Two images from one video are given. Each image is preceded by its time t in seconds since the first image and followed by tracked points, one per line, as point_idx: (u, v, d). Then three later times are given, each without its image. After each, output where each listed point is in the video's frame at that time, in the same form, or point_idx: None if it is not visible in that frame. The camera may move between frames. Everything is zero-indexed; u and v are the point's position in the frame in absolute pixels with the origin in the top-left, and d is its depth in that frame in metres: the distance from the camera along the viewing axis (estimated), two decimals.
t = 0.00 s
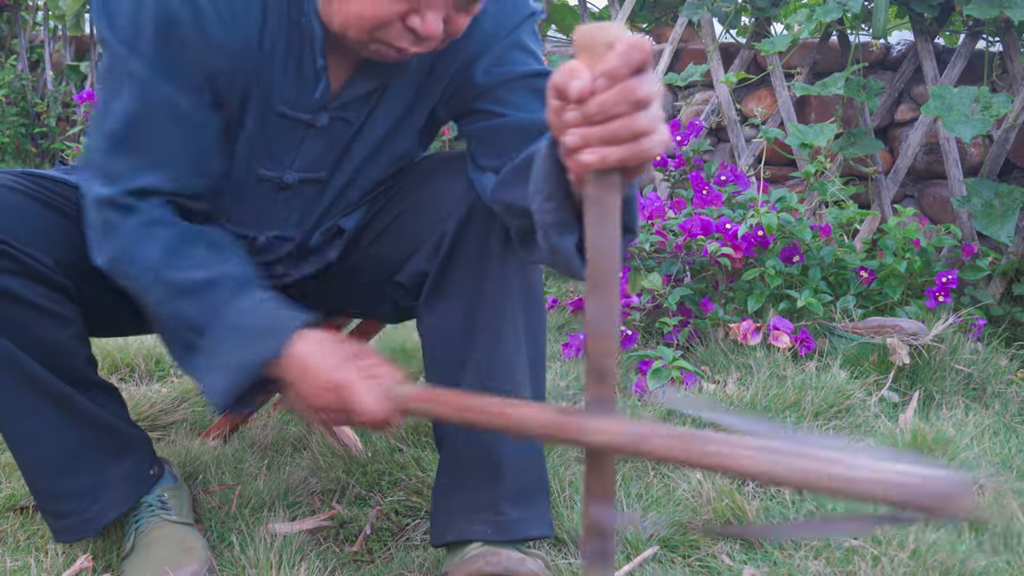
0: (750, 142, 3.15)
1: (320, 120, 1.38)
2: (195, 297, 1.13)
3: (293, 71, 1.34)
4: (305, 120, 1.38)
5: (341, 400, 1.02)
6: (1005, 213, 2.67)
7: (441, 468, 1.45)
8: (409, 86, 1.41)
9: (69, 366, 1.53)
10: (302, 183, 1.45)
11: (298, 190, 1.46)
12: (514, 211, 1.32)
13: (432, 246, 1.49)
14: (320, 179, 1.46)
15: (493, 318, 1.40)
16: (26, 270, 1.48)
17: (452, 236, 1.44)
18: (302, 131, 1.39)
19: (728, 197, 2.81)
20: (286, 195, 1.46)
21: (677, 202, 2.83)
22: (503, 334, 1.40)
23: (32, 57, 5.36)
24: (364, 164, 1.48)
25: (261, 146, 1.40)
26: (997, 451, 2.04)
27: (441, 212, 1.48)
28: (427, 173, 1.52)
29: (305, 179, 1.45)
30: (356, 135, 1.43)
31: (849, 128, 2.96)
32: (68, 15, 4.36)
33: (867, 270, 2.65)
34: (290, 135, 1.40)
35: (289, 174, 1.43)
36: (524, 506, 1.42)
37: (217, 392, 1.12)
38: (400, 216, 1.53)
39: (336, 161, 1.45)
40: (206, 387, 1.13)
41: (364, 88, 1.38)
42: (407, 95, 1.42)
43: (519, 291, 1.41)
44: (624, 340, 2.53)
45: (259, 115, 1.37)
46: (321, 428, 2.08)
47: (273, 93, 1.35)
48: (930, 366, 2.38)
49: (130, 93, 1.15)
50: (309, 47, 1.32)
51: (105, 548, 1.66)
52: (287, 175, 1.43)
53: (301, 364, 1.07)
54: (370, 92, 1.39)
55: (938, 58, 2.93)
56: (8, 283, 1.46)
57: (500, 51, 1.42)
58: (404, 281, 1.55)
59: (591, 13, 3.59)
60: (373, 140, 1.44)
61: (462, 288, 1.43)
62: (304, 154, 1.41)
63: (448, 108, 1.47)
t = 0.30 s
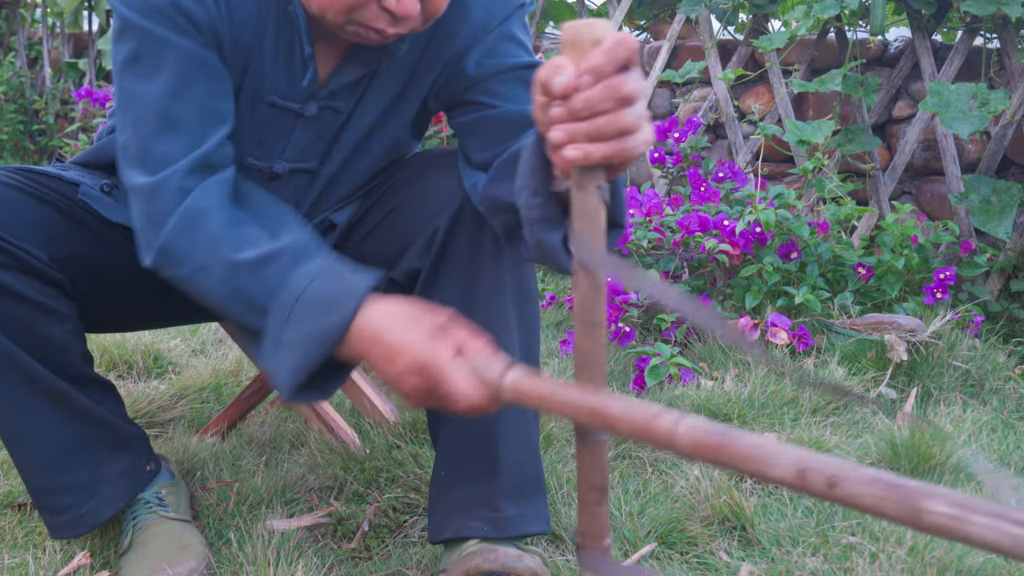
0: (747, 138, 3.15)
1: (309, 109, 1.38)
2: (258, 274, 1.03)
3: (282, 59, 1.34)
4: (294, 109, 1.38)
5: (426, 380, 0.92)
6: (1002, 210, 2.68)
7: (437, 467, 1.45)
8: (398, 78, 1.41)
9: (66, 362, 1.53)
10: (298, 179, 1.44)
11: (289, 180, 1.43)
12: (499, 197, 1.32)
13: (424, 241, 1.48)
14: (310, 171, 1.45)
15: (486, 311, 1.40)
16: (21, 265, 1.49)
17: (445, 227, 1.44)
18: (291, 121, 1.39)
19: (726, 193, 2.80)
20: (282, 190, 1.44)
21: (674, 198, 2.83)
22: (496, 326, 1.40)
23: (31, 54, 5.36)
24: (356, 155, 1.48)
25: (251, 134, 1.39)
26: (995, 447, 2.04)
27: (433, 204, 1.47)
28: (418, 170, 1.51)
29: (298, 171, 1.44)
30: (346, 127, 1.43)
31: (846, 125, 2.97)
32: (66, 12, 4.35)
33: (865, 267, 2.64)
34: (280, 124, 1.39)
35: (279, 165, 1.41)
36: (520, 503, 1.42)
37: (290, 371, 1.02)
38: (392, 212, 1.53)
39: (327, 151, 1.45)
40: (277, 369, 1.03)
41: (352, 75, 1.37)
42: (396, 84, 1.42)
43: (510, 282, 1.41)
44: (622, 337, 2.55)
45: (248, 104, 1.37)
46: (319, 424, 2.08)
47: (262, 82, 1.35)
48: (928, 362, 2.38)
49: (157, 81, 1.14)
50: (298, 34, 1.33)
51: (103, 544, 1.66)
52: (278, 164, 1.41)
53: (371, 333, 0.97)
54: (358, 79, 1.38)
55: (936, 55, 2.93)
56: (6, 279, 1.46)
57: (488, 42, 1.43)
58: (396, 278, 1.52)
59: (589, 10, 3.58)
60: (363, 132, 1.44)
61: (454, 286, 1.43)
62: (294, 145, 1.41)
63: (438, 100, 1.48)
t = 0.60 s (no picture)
0: (745, 138, 3.15)
1: (291, 84, 1.42)
2: (166, 266, 1.25)
3: (262, 32, 1.41)
4: (277, 84, 1.42)
5: (307, 373, 1.18)
6: (1000, 208, 2.68)
7: (433, 464, 1.45)
8: (386, 57, 1.43)
9: (67, 360, 1.54)
10: (283, 156, 1.46)
11: (276, 160, 1.47)
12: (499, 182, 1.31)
13: (415, 239, 1.48)
14: (296, 151, 1.46)
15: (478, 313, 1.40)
16: (23, 261, 1.49)
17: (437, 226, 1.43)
18: (275, 97, 1.43)
19: (724, 192, 2.80)
20: (268, 168, 1.47)
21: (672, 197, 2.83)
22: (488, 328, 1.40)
23: (29, 54, 5.36)
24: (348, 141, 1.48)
25: (234, 109, 1.44)
26: (993, 446, 2.05)
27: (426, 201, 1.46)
28: (412, 162, 1.51)
29: (283, 149, 1.46)
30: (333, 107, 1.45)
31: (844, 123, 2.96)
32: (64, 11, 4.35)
33: (863, 265, 2.65)
34: (264, 100, 1.43)
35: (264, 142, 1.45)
36: (517, 501, 1.41)
37: (179, 356, 1.23)
38: (386, 207, 1.52)
39: (316, 133, 1.46)
40: (171, 354, 1.24)
41: (337, 46, 1.41)
42: (386, 64, 1.43)
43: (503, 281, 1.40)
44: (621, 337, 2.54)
45: (230, 79, 1.42)
46: (317, 423, 2.08)
47: (243, 53, 1.41)
48: (926, 361, 2.38)
49: (94, 59, 1.33)
50: (275, 6, 1.40)
51: (101, 543, 1.67)
52: (262, 142, 1.44)
53: (259, 334, 1.20)
54: (344, 51, 1.42)
55: (933, 54, 2.93)
56: (5, 277, 1.46)
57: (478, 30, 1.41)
58: (388, 276, 1.53)
59: (587, 9, 3.58)
60: (354, 112, 1.45)
61: (445, 284, 1.43)
62: (279, 120, 1.44)
63: (431, 89, 1.46)
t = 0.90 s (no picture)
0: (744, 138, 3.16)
1: (270, 31, 1.48)
2: (56, 147, 1.23)
3: None
4: (257, 32, 1.48)
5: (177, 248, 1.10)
6: (998, 209, 2.68)
7: (428, 466, 1.45)
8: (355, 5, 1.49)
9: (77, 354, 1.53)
10: (270, 111, 1.51)
11: (264, 117, 1.51)
12: (458, 93, 1.35)
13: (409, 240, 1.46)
14: (284, 104, 1.51)
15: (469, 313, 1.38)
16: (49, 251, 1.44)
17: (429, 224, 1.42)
18: (258, 47, 1.49)
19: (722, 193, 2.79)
20: (254, 123, 1.51)
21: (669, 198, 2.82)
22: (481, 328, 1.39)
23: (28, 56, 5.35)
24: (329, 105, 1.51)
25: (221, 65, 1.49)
26: (991, 446, 2.05)
27: (416, 198, 1.45)
28: (398, 166, 1.49)
29: (272, 105, 1.50)
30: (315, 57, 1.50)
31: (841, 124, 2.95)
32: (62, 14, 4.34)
33: (861, 267, 2.63)
34: (248, 51, 1.49)
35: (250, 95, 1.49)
36: (512, 503, 1.41)
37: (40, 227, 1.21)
38: (377, 206, 1.51)
39: (301, 85, 1.51)
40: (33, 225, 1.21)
41: None
42: (361, 12, 1.49)
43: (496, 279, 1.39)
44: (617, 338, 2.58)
45: (214, 31, 1.49)
46: (315, 424, 2.08)
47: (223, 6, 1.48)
48: (925, 361, 2.38)
49: None
50: None
51: (99, 544, 1.66)
52: (248, 94, 1.49)
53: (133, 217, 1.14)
54: None
55: (931, 55, 2.93)
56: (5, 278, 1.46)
57: None
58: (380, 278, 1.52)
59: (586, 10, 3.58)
60: (338, 60, 1.50)
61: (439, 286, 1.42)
62: (263, 70, 1.49)
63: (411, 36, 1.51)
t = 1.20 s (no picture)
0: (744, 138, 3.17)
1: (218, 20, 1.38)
2: None
3: None
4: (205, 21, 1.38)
5: None
6: (998, 210, 2.67)
7: (434, 463, 1.43)
8: None
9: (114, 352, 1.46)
10: (238, 106, 1.40)
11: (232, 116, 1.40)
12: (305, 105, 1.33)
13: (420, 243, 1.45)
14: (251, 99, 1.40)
15: (482, 312, 1.38)
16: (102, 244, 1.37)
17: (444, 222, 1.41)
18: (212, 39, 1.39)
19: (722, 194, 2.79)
20: (227, 120, 1.40)
21: (670, 199, 2.82)
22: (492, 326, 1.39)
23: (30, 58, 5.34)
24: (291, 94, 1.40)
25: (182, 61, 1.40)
26: (992, 447, 2.05)
27: (426, 197, 1.45)
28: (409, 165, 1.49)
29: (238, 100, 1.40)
30: (275, 51, 1.39)
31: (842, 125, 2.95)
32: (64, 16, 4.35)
33: (861, 267, 2.63)
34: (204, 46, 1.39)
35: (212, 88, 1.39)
36: (518, 503, 1.40)
37: None
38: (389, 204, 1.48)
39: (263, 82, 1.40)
40: None
41: None
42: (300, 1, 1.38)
43: (508, 277, 1.40)
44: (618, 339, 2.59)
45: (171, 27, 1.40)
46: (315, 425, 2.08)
47: None
48: (925, 362, 2.38)
49: None
50: None
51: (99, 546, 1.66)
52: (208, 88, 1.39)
53: None
54: None
55: (931, 55, 2.93)
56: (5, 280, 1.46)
57: None
58: (393, 276, 1.49)
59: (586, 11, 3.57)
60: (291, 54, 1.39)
61: (451, 285, 1.41)
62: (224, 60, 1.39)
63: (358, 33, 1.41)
